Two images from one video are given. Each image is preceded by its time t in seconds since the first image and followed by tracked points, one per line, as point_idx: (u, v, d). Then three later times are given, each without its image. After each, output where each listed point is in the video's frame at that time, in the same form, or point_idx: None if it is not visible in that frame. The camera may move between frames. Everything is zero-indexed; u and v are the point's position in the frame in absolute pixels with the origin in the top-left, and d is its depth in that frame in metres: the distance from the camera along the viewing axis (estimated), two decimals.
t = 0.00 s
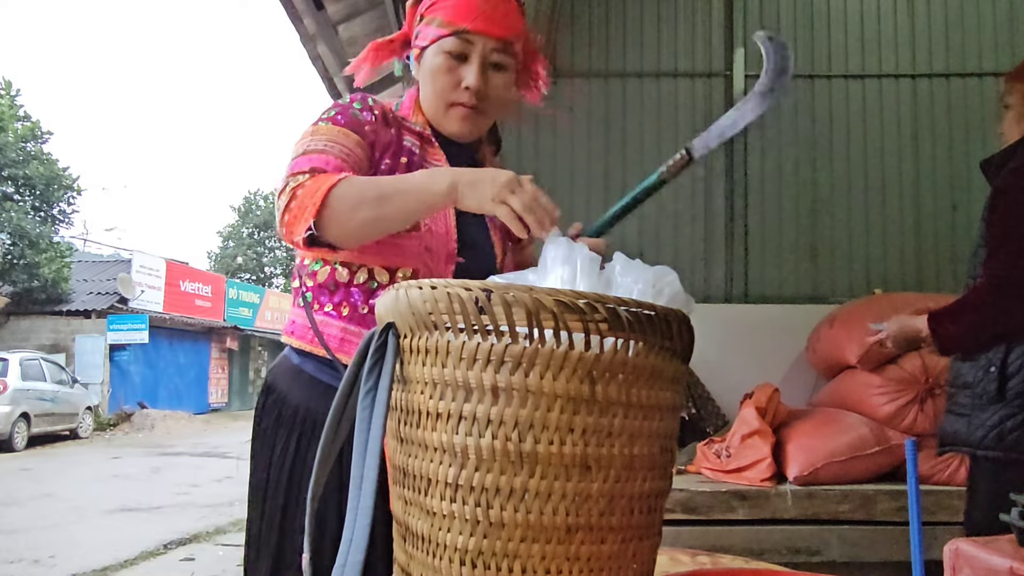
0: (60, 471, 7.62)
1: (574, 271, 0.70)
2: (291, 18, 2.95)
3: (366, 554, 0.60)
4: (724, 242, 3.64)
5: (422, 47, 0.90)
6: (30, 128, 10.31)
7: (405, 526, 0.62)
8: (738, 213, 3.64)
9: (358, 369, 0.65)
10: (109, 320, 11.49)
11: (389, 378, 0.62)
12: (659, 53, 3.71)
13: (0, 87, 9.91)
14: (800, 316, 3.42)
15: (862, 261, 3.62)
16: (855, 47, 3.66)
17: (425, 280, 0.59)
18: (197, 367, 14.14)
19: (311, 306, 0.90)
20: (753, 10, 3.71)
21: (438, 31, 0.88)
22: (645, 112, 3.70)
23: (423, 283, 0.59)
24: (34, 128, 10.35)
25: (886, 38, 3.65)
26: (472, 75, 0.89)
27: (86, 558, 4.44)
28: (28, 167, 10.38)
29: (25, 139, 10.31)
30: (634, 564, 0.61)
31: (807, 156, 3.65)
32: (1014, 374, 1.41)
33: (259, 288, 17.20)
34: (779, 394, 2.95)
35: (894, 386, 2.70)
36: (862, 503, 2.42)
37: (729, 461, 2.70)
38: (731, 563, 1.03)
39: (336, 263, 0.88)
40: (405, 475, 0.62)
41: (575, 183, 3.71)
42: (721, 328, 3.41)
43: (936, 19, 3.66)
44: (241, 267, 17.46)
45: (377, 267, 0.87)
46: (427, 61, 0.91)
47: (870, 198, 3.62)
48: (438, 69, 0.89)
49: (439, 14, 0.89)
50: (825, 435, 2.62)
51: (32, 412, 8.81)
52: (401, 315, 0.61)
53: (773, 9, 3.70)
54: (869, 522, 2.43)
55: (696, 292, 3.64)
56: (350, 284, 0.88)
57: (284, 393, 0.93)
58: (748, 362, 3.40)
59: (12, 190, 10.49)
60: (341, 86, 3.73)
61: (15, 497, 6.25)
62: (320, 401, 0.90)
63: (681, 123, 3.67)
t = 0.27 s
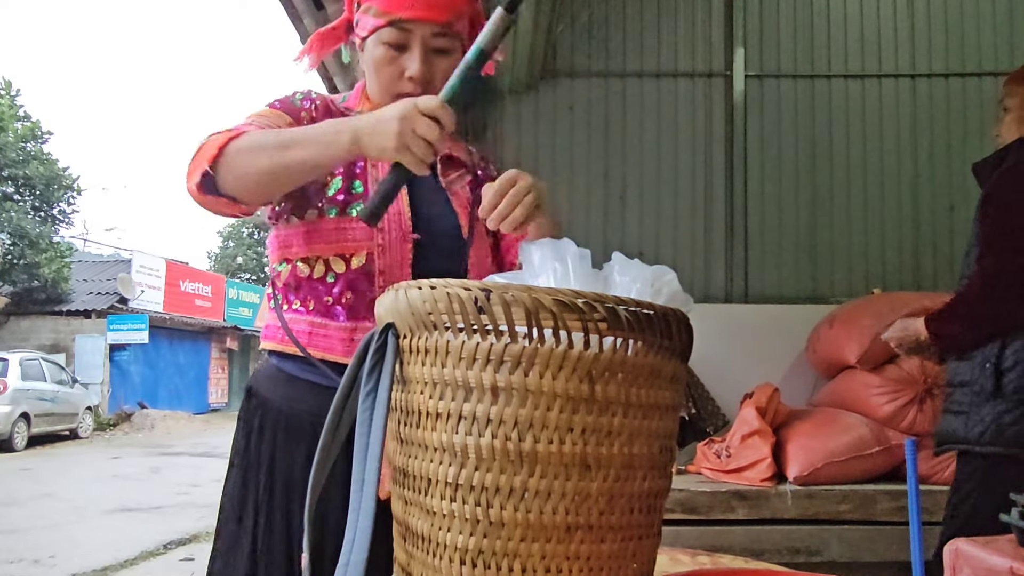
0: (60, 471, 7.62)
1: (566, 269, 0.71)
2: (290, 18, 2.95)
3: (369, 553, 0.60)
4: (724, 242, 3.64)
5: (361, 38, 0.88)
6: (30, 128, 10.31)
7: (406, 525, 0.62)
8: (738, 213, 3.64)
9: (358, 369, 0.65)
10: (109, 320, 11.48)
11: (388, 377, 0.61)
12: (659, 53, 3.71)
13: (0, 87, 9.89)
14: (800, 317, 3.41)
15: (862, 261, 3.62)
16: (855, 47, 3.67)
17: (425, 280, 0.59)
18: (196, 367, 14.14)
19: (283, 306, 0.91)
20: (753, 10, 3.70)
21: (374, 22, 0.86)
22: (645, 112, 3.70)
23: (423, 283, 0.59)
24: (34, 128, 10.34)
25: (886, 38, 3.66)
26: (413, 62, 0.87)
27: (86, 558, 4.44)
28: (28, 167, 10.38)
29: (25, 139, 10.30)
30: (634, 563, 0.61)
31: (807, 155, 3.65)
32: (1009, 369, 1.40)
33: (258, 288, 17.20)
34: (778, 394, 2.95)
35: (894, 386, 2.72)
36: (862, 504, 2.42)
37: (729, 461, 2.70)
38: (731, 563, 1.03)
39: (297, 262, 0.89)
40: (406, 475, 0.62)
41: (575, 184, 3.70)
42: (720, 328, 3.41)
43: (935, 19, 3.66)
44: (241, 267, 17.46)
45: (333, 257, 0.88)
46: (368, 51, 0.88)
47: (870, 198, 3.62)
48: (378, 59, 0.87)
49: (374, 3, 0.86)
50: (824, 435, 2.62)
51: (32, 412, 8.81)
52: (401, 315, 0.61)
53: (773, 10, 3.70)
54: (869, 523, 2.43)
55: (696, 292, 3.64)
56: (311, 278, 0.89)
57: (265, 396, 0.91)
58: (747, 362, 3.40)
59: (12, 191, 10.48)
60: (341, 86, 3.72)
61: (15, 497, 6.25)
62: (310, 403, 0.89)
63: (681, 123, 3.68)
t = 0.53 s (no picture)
0: (60, 472, 7.61)
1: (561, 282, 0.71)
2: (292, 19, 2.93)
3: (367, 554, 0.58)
4: (723, 242, 3.64)
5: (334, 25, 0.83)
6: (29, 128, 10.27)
7: (406, 526, 0.62)
8: (738, 213, 3.64)
9: (359, 369, 0.65)
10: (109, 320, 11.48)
11: (386, 377, 0.61)
12: (660, 53, 3.71)
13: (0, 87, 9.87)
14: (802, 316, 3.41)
15: (862, 261, 3.62)
16: (855, 47, 3.67)
17: (425, 280, 0.59)
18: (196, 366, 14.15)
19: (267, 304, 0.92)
20: (753, 10, 3.70)
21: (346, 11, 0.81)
22: (645, 111, 3.70)
23: (423, 284, 0.58)
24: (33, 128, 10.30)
25: (886, 38, 3.66)
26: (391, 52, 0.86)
27: (86, 558, 4.44)
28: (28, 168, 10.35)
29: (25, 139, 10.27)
30: (633, 564, 0.61)
31: (807, 155, 3.65)
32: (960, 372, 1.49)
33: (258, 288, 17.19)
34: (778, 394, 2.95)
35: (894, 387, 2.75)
36: (862, 504, 2.42)
37: (729, 461, 2.70)
38: (730, 563, 1.03)
39: (272, 258, 0.90)
40: (406, 475, 0.62)
41: (576, 184, 3.70)
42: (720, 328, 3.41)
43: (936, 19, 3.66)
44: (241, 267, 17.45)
45: (295, 251, 0.88)
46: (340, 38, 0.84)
47: (870, 198, 3.62)
48: (354, 53, 0.86)
49: None
50: (824, 435, 2.62)
51: (32, 412, 8.81)
52: (402, 315, 0.61)
53: (774, 10, 3.70)
54: (869, 523, 2.43)
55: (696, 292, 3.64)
56: (281, 275, 0.89)
57: (252, 398, 0.93)
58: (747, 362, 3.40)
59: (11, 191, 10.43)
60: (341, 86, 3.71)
61: (15, 497, 6.24)
62: (284, 402, 0.90)
63: (680, 123, 3.67)
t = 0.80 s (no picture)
0: (61, 471, 7.61)
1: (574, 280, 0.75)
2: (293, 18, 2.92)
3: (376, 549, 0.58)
4: (723, 241, 3.64)
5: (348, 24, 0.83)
6: (30, 128, 10.23)
7: (415, 524, 0.62)
8: (737, 212, 3.64)
9: (370, 365, 0.65)
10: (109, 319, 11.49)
11: (396, 375, 0.61)
12: (660, 53, 3.72)
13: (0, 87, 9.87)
14: (802, 316, 3.41)
15: (862, 260, 3.62)
16: (855, 46, 3.68)
17: (435, 280, 0.60)
18: (196, 367, 14.16)
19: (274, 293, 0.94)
20: (754, 11, 3.71)
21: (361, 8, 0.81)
22: (644, 111, 3.71)
23: (435, 283, 0.59)
24: (34, 127, 10.26)
25: (886, 38, 3.68)
26: (410, 49, 0.82)
27: (85, 559, 4.44)
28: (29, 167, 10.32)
29: (25, 138, 10.22)
30: (639, 564, 0.61)
31: (807, 154, 3.65)
32: (923, 370, 1.52)
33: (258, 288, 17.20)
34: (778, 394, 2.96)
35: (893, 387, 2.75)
36: (862, 503, 2.43)
37: (729, 461, 2.69)
38: (730, 564, 1.04)
39: (277, 246, 0.92)
40: (416, 474, 0.62)
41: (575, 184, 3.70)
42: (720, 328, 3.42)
43: (937, 19, 3.67)
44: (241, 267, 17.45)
45: (297, 239, 0.90)
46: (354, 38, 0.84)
47: (870, 198, 3.63)
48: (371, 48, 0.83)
49: None
50: (824, 435, 2.63)
51: (32, 412, 8.81)
52: (413, 316, 0.61)
53: (774, 11, 3.71)
54: (869, 522, 2.44)
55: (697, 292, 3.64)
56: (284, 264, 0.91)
57: (252, 393, 0.96)
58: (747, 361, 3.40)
59: (12, 190, 10.38)
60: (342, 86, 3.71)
61: (15, 497, 6.25)
62: (280, 400, 0.92)
63: (681, 122, 3.68)
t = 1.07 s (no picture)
0: (61, 471, 7.65)
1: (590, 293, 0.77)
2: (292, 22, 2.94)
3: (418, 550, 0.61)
4: (725, 243, 3.67)
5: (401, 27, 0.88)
6: (30, 128, 10.26)
7: (478, 530, 0.64)
8: (738, 214, 3.67)
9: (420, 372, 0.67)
10: (110, 320, 11.52)
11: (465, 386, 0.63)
12: (660, 54, 3.75)
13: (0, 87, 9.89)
14: (800, 318, 3.45)
15: (862, 261, 3.66)
16: (855, 47, 3.71)
17: (508, 293, 0.62)
18: (197, 367, 14.20)
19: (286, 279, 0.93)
20: (753, 11, 3.75)
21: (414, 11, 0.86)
22: (645, 113, 3.74)
23: (510, 296, 0.61)
24: (34, 128, 10.30)
25: (885, 39, 3.71)
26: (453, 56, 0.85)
27: (86, 558, 4.48)
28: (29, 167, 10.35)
29: (25, 139, 10.26)
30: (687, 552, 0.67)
31: (807, 156, 3.69)
32: (907, 375, 1.59)
33: (259, 288, 17.23)
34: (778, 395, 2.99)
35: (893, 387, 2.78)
36: (862, 504, 2.47)
37: (729, 461, 2.71)
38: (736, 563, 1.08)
39: (295, 228, 0.92)
40: (482, 480, 0.64)
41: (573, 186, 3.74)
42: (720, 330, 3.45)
43: (934, 21, 3.70)
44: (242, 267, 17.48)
45: (312, 226, 0.89)
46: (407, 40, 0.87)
47: (869, 200, 3.66)
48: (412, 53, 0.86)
49: None
50: (824, 435, 2.66)
51: (32, 412, 8.85)
52: (481, 327, 0.63)
53: (772, 13, 3.74)
54: (869, 523, 2.48)
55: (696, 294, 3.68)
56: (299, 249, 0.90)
57: (253, 388, 0.95)
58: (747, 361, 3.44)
59: (12, 191, 10.41)
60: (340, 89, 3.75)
61: (15, 497, 6.28)
62: (273, 395, 0.91)
63: (682, 124, 3.71)
